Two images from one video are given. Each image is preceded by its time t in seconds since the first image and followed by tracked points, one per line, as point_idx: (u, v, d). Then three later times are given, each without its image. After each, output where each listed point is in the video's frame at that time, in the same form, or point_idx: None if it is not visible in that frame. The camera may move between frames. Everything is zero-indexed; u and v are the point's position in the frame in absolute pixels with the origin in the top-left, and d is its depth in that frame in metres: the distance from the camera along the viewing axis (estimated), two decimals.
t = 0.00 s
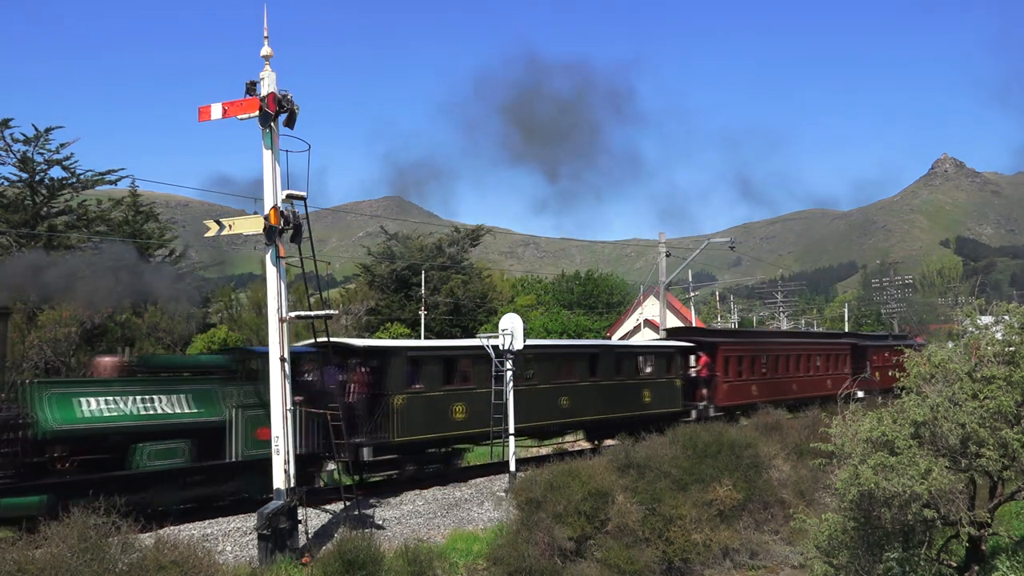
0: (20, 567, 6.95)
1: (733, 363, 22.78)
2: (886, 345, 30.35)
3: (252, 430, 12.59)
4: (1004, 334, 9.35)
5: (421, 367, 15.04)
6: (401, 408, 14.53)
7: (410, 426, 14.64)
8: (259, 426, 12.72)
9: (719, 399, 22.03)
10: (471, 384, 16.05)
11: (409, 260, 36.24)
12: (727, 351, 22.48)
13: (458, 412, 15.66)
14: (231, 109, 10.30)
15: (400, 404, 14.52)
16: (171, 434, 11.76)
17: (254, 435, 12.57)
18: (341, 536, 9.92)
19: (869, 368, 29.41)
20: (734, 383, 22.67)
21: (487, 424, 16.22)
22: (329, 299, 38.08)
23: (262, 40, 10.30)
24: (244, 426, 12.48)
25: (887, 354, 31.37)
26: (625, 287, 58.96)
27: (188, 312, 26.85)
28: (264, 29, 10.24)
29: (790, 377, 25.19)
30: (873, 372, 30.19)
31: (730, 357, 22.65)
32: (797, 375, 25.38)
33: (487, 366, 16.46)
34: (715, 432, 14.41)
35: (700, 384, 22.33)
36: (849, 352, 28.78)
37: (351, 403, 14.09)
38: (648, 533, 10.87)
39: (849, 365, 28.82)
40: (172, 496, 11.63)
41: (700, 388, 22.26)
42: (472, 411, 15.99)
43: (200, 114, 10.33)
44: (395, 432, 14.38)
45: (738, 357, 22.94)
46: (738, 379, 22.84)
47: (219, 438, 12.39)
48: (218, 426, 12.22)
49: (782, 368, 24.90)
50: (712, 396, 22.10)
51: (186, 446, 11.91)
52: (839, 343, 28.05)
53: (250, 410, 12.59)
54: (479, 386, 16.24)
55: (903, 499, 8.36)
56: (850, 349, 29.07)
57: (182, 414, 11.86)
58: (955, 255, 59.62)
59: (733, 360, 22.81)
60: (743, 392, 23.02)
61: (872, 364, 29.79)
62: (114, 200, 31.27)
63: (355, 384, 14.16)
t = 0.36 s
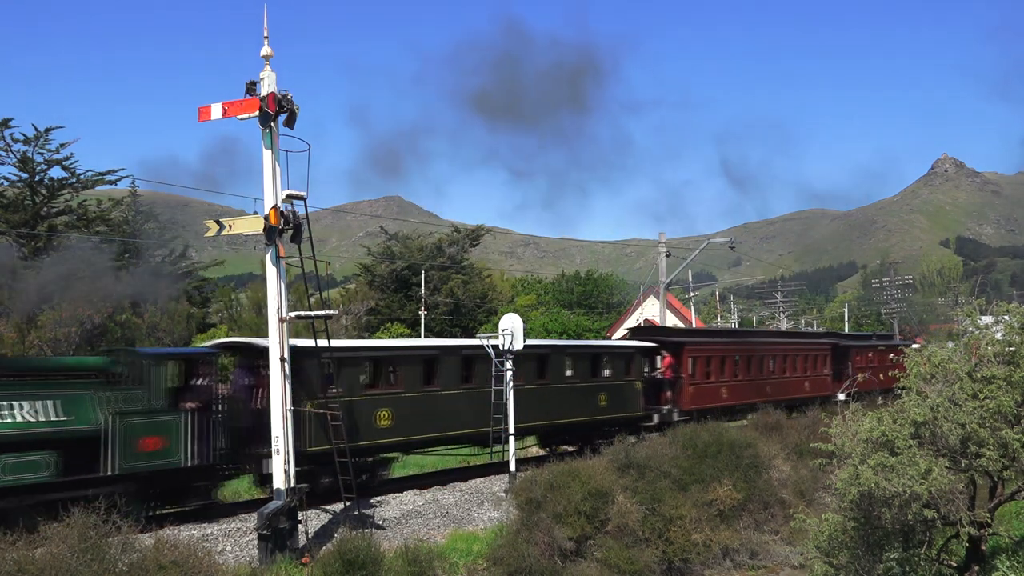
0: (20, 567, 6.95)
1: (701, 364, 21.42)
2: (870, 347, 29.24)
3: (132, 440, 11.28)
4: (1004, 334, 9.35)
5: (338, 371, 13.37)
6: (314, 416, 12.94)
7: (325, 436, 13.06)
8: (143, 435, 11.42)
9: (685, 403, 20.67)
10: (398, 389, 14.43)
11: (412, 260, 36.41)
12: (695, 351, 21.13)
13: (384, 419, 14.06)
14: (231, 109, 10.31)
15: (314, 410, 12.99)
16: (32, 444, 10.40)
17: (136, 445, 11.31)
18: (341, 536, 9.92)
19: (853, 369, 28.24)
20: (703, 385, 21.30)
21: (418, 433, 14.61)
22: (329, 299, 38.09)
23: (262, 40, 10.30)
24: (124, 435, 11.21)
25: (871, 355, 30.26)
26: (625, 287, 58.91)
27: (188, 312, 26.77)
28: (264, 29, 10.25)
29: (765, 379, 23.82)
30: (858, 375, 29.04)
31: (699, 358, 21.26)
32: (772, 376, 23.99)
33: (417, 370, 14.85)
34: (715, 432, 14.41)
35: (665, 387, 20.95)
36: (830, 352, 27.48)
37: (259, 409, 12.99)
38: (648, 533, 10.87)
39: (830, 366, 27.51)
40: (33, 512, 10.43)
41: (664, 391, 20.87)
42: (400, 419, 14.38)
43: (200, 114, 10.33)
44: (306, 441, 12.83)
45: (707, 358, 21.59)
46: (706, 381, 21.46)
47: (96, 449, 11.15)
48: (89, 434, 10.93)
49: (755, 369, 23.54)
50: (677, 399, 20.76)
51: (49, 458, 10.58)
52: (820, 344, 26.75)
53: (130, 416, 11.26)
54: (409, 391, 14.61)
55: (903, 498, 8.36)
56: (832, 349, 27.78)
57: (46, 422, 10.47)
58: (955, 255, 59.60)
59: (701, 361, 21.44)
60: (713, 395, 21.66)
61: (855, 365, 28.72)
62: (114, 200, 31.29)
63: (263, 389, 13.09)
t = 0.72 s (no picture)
0: (20, 567, 6.94)
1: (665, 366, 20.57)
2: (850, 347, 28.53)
3: None
4: (1004, 334, 9.34)
5: (239, 378, 12.75)
6: (208, 424, 12.17)
7: (220, 444, 12.27)
8: None
9: (647, 407, 19.82)
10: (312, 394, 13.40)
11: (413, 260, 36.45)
12: (657, 351, 20.31)
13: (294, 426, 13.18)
14: (232, 109, 10.30)
15: (208, 418, 12.23)
16: None
17: None
18: (341, 535, 9.93)
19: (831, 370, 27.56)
20: (666, 387, 20.46)
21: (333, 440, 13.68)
22: (329, 299, 38.03)
23: (262, 40, 10.29)
24: None
25: (852, 356, 29.53)
26: (625, 287, 58.89)
27: (188, 312, 26.65)
28: (264, 29, 10.24)
29: (733, 381, 22.96)
30: (837, 376, 28.39)
31: (662, 359, 20.43)
32: (742, 378, 23.13)
33: (334, 373, 13.83)
34: (715, 432, 14.41)
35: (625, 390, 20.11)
36: (806, 353, 26.67)
37: (146, 416, 12.10)
38: (648, 533, 10.87)
39: (806, 366, 26.66)
40: None
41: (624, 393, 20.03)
42: (312, 426, 13.47)
43: (200, 114, 10.33)
44: (199, 451, 12.01)
45: (670, 358, 20.74)
46: (669, 384, 20.61)
47: None
48: None
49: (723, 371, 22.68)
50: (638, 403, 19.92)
51: None
52: (795, 344, 25.96)
53: None
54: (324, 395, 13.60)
55: (903, 499, 8.36)
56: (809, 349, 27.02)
57: None
58: (955, 256, 59.61)
59: (664, 362, 20.60)
60: (677, 398, 20.81)
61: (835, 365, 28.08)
62: (114, 200, 31.22)
63: (150, 395, 12.09)
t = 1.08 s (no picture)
0: (20, 567, 6.94)
1: (623, 368, 18.90)
2: (831, 347, 26.92)
3: None
4: (1004, 334, 9.34)
5: (116, 379, 11.08)
6: (76, 434, 10.56)
7: (91, 456, 10.65)
8: None
9: (602, 412, 18.15)
10: (204, 399, 11.95)
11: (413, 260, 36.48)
12: (613, 353, 18.60)
13: (182, 435, 11.66)
14: (231, 109, 10.30)
15: (77, 427, 10.61)
16: None
17: None
18: (341, 535, 9.92)
19: (810, 371, 26.02)
20: (624, 391, 18.79)
21: (236, 452, 12.16)
22: (329, 298, 38.00)
23: (262, 40, 10.29)
24: None
25: (832, 356, 27.86)
26: (625, 287, 58.89)
27: (188, 312, 26.62)
28: (264, 29, 10.24)
29: (701, 383, 21.29)
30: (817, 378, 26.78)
31: (618, 360, 18.72)
32: (709, 380, 21.54)
33: (230, 377, 12.26)
34: (715, 432, 14.41)
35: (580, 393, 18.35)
36: (782, 353, 24.97)
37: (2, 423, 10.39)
38: (648, 533, 10.87)
39: (780, 367, 24.97)
40: None
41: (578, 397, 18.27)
42: (207, 437, 11.92)
43: (200, 114, 10.32)
44: (65, 464, 10.44)
45: (629, 360, 19.07)
46: (628, 387, 18.95)
47: None
48: None
49: (689, 373, 21.03)
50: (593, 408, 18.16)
51: None
52: (768, 345, 24.30)
53: None
54: (219, 401, 12.10)
55: (903, 499, 8.36)
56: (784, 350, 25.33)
57: None
58: (954, 256, 59.62)
59: (622, 364, 18.90)
60: (636, 402, 19.16)
61: (815, 366, 26.43)
62: (114, 200, 31.18)
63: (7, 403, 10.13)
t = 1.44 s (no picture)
0: (20, 567, 6.95)
1: (575, 369, 17.07)
2: (809, 346, 25.11)
3: None
4: (1004, 334, 9.34)
5: None
6: None
7: None
8: None
9: (553, 416, 16.40)
10: (74, 406, 10.53)
11: (413, 260, 36.53)
12: (565, 353, 16.80)
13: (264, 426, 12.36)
14: (232, 109, 10.30)
15: None
16: None
17: None
18: (341, 535, 9.92)
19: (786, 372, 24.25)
20: (577, 393, 17.01)
21: (130, 461, 10.87)
22: (329, 298, 37.98)
23: (262, 39, 10.29)
24: None
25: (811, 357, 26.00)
26: (625, 287, 58.88)
27: (188, 312, 26.62)
28: (264, 29, 10.23)
29: (665, 385, 19.47)
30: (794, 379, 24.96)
31: (569, 361, 16.91)
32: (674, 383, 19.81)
33: (109, 380, 10.84)
34: (715, 432, 14.41)
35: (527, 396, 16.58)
36: (756, 353, 23.12)
37: None
38: (648, 533, 10.86)
39: (754, 368, 23.12)
40: None
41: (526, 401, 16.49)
42: (78, 445, 10.49)
43: (200, 114, 10.32)
44: None
45: (582, 361, 17.26)
46: (583, 390, 17.19)
47: None
48: None
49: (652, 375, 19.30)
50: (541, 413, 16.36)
51: None
52: (740, 344, 22.41)
53: None
54: (93, 407, 10.66)
55: (903, 499, 8.36)
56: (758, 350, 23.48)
57: None
58: (954, 256, 59.65)
59: (575, 364, 17.07)
60: (592, 406, 17.36)
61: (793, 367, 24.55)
62: (114, 200, 31.18)
63: None
